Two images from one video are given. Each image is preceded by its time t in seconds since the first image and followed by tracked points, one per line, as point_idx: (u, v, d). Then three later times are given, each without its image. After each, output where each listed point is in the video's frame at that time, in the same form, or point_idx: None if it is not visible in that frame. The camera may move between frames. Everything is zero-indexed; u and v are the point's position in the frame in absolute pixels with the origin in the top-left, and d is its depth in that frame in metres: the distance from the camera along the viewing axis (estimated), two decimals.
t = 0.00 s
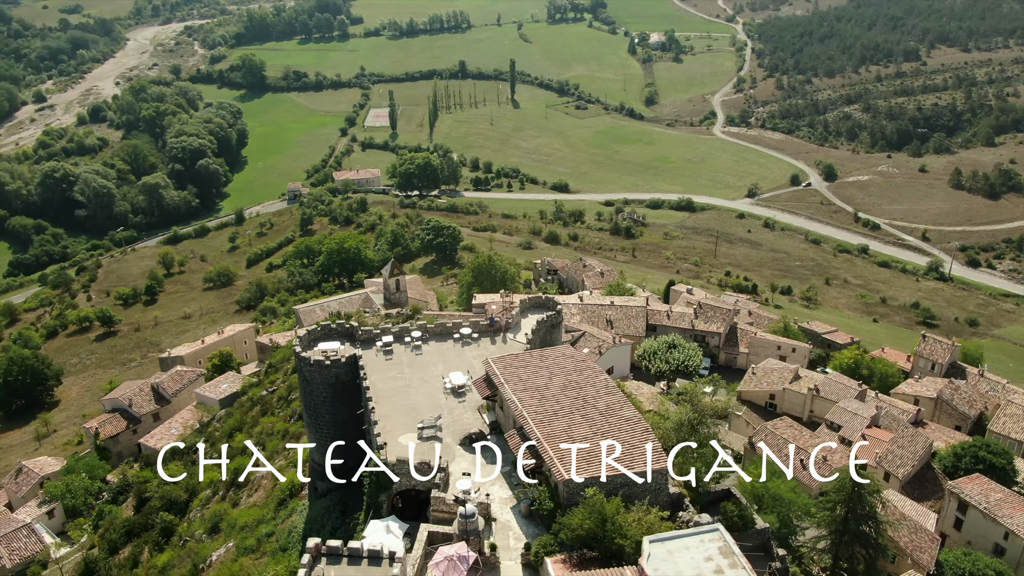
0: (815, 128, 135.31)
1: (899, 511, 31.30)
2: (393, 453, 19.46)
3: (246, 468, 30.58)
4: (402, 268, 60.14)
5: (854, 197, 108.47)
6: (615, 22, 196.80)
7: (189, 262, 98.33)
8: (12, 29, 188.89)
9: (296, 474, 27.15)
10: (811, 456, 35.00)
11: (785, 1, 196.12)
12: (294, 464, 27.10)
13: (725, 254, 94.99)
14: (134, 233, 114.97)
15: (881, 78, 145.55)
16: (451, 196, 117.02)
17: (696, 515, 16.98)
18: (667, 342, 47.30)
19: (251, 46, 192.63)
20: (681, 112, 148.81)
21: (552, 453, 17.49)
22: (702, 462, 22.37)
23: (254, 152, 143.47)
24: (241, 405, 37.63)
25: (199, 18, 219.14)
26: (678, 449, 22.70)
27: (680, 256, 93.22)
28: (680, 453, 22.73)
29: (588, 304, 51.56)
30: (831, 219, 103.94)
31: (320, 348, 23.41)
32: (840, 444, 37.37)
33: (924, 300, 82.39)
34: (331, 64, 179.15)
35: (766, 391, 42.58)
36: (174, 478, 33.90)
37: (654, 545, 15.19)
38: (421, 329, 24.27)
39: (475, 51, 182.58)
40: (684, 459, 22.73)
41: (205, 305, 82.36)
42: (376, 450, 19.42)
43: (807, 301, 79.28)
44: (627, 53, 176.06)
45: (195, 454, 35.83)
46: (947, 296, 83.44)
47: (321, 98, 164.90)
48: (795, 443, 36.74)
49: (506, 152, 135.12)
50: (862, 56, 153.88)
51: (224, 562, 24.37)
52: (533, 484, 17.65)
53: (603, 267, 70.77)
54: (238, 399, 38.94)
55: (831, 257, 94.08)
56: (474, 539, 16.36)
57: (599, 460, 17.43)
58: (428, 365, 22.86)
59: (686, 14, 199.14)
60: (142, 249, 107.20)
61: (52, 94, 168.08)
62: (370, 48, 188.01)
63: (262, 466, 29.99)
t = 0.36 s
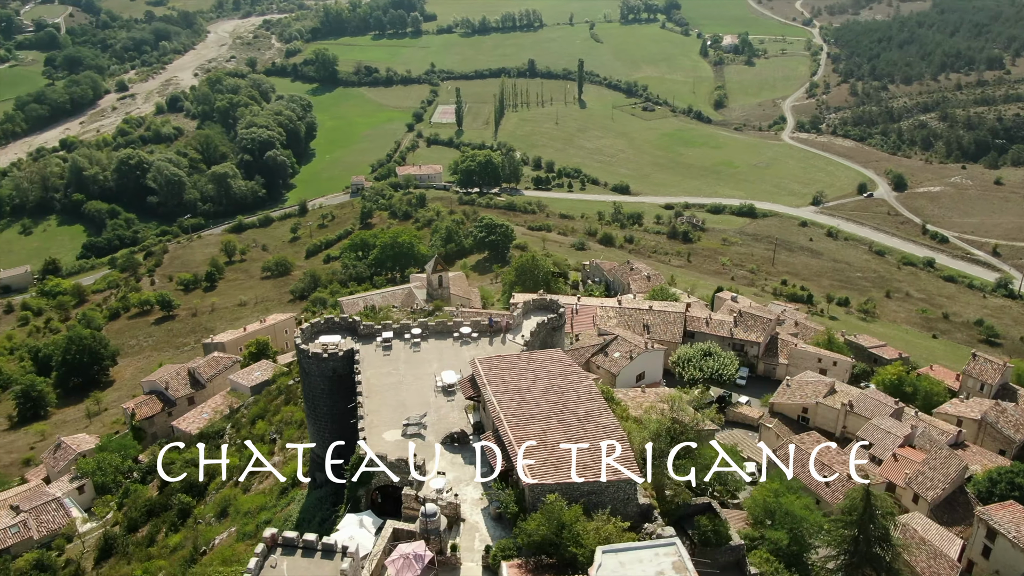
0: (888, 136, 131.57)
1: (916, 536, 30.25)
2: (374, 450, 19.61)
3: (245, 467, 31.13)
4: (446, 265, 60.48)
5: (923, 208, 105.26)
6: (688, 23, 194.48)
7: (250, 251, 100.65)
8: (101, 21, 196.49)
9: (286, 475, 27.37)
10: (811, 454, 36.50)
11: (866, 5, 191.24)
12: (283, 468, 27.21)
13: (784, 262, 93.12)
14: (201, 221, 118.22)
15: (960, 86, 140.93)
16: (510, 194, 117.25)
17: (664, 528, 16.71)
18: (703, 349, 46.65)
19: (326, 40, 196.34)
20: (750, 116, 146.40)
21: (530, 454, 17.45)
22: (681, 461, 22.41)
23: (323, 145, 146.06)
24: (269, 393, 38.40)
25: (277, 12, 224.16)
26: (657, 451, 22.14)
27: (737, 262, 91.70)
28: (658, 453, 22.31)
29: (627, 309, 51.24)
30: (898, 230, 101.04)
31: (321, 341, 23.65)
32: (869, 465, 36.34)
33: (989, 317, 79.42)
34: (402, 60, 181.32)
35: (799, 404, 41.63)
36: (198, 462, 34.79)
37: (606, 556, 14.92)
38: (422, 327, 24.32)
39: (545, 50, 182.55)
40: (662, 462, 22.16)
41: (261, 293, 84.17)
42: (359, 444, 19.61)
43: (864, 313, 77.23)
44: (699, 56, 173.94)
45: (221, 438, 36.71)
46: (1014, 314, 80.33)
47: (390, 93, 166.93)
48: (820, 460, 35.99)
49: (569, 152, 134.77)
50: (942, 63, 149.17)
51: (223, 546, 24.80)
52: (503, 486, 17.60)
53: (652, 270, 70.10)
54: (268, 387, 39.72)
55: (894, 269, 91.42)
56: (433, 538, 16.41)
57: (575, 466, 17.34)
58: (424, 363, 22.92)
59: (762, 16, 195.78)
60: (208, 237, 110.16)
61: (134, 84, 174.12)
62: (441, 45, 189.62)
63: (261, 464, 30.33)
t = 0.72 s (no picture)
0: (965, 147, 127.18)
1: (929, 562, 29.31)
2: (356, 446, 19.72)
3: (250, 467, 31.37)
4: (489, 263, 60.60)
5: (997, 223, 101.52)
6: (764, 26, 191.04)
7: (311, 242, 102.53)
8: (184, 14, 202.60)
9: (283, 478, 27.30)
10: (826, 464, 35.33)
11: (951, 11, 185.46)
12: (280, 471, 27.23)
13: (844, 272, 90.81)
14: (266, 211, 120.86)
15: None
16: (571, 194, 116.96)
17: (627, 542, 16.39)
18: (738, 358, 45.81)
19: (400, 36, 198.92)
20: (822, 122, 143.21)
21: (531, 453, 17.45)
22: (652, 468, 22.68)
23: (389, 140, 147.82)
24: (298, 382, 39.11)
25: (354, 8, 227.60)
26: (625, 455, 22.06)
27: (795, 271, 89.77)
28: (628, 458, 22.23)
29: (666, 314, 50.74)
30: (968, 244, 97.73)
31: (322, 333, 23.90)
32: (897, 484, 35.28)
33: None
34: (473, 57, 182.40)
35: (831, 419, 40.54)
36: (223, 445, 35.63)
37: (556, 564, 14.81)
38: (423, 324, 24.37)
39: (617, 51, 181.45)
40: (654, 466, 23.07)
41: (315, 284, 85.65)
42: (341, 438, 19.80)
43: (923, 328, 74.85)
44: (772, 59, 170.86)
45: (248, 424, 37.56)
46: None
47: (459, 90, 168.01)
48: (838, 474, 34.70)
49: (633, 154, 133.74)
50: None
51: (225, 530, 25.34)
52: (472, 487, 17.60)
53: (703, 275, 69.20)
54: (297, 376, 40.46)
55: (961, 284, 88.38)
56: (396, 535, 16.46)
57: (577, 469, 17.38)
58: (419, 360, 22.97)
59: (841, 21, 191.40)
60: (272, 226, 112.58)
61: (212, 75, 179.00)
62: (513, 44, 190.09)
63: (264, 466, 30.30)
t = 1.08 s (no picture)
0: None
1: None
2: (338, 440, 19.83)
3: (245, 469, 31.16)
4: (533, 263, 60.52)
5: None
6: (843, 31, 186.33)
7: (369, 235, 103.88)
8: (264, 8, 207.23)
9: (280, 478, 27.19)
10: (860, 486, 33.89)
11: None
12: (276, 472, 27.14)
13: (908, 286, 88.14)
14: (330, 203, 122.84)
15: None
16: (632, 196, 116.05)
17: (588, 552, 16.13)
18: (775, 370, 44.83)
19: (473, 34, 200.07)
20: (897, 131, 139.22)
21: (531, 453, 17.51)
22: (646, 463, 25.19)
23: (455, 137, 148.73)
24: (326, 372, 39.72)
25: (430, 4, 229.44)
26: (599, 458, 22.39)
27: (855, 282, 87.43)
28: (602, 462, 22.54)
29: (705, 321, 50.01)
30: None
31: (326, 327, 24.25)
32: (925, 510, 34.11)
33: None
34: (544, 56, 182.32)
35: (865, 436, 39.50)
36: (247, 430, 36.41)
37: (504, 568, 14.72)
38: (425, 322, 24.49)
39: (689, 53, 179.18)
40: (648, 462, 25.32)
41: (369, 277, 86.73)
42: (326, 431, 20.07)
43: (986, 346, 72.15)
44: (849, 65, 166.76)
45: (274, 412, 38.32)
46: None
47: (528, 89, 168.08)
48: (871, 496, 33.32)
49: (698, 158, 131.94)
50: None
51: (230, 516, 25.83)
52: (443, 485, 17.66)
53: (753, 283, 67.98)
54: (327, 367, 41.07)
55: None
56: (356, 530, 16.57)
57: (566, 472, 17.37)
58: (415, 358, 23.09)
59: (924, 27, 185.79)
60: (334, 219, 114.42)
61: (288, 69, 182.76)
62: (585, 44, 189.21)
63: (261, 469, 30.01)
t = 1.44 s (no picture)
0: None
1: None
2: (330, 436, 20.02)
3: (246, 467, 31.05)
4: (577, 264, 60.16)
5: None
6: (925, 37, 180.91)
7: (428, 231, 104.82)
8: (341, 4, 210.82)
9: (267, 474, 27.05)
10: (883, 509, 32.94)
11: None
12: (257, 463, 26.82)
13: (974, 302, 85.12)
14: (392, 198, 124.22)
15: None
16: (694, 201, 114.63)
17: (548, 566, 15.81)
18: (811, 384, 43.80)
19: (545, 33, 200.36)
20: (976, 142, 134.58)
21: (532, 455, 17.68)
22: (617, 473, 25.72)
23: (521, 135, 148.96)
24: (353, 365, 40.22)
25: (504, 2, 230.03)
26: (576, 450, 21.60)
27: (918, 296, 84.80)
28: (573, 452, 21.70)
29: (744, 330, 49.07)
30: None
31: (330, 321, 24.59)
32: (953, 536, 32.92)
33: None
34: (615, 57, 181.37)
35: (898, 456, 38.40)
36: (272, 417, 37.10)
37: (451, 570, 14.76)
38: (426, 319, 24.55)
39: (763, 57, 176.11)
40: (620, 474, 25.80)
41: (422, 272, 87.49)
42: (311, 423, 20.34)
43: None
44: (929, 73, 161.85)
45: (301, 400, 38.93)
46: None
47: (597, 90, 167.37)
48: (893, 520, 32.35)
49: (765, 164, 129.55)
50: None
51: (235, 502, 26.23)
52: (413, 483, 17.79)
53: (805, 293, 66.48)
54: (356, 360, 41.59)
55: None
56: (323, 523, 16.75)
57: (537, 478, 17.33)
58: (411, 355, 23.20)
59: (1012, 36, 179.22)
60: (395, 213, 115.73)
61: (361, 64, 185.65)
62: (657, 45, 187.50)
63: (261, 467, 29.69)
